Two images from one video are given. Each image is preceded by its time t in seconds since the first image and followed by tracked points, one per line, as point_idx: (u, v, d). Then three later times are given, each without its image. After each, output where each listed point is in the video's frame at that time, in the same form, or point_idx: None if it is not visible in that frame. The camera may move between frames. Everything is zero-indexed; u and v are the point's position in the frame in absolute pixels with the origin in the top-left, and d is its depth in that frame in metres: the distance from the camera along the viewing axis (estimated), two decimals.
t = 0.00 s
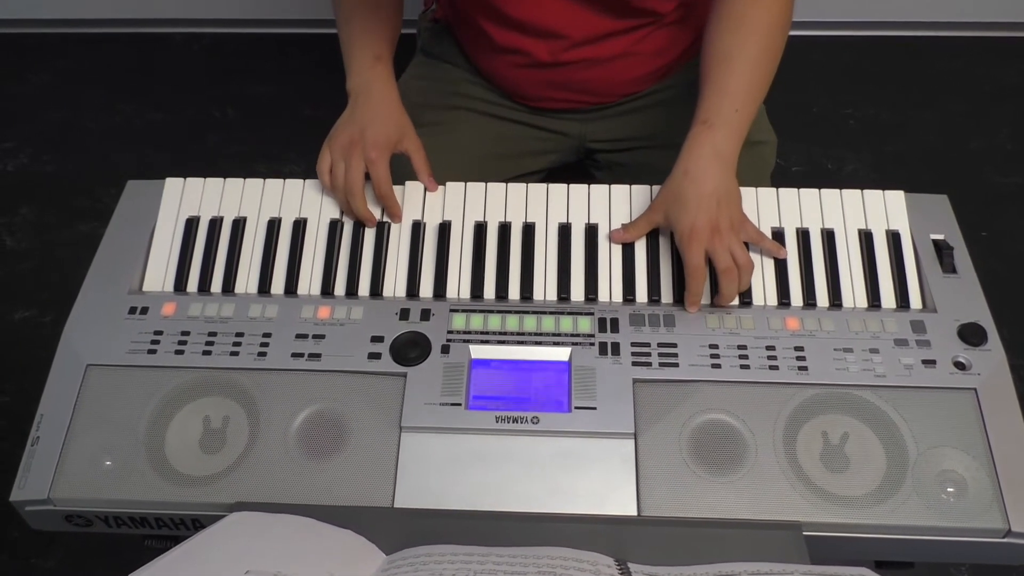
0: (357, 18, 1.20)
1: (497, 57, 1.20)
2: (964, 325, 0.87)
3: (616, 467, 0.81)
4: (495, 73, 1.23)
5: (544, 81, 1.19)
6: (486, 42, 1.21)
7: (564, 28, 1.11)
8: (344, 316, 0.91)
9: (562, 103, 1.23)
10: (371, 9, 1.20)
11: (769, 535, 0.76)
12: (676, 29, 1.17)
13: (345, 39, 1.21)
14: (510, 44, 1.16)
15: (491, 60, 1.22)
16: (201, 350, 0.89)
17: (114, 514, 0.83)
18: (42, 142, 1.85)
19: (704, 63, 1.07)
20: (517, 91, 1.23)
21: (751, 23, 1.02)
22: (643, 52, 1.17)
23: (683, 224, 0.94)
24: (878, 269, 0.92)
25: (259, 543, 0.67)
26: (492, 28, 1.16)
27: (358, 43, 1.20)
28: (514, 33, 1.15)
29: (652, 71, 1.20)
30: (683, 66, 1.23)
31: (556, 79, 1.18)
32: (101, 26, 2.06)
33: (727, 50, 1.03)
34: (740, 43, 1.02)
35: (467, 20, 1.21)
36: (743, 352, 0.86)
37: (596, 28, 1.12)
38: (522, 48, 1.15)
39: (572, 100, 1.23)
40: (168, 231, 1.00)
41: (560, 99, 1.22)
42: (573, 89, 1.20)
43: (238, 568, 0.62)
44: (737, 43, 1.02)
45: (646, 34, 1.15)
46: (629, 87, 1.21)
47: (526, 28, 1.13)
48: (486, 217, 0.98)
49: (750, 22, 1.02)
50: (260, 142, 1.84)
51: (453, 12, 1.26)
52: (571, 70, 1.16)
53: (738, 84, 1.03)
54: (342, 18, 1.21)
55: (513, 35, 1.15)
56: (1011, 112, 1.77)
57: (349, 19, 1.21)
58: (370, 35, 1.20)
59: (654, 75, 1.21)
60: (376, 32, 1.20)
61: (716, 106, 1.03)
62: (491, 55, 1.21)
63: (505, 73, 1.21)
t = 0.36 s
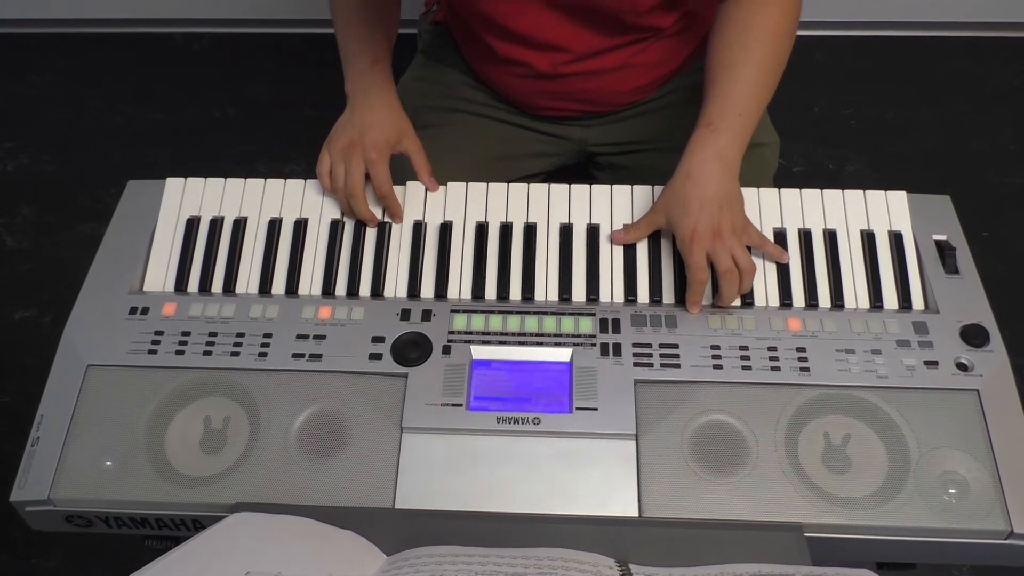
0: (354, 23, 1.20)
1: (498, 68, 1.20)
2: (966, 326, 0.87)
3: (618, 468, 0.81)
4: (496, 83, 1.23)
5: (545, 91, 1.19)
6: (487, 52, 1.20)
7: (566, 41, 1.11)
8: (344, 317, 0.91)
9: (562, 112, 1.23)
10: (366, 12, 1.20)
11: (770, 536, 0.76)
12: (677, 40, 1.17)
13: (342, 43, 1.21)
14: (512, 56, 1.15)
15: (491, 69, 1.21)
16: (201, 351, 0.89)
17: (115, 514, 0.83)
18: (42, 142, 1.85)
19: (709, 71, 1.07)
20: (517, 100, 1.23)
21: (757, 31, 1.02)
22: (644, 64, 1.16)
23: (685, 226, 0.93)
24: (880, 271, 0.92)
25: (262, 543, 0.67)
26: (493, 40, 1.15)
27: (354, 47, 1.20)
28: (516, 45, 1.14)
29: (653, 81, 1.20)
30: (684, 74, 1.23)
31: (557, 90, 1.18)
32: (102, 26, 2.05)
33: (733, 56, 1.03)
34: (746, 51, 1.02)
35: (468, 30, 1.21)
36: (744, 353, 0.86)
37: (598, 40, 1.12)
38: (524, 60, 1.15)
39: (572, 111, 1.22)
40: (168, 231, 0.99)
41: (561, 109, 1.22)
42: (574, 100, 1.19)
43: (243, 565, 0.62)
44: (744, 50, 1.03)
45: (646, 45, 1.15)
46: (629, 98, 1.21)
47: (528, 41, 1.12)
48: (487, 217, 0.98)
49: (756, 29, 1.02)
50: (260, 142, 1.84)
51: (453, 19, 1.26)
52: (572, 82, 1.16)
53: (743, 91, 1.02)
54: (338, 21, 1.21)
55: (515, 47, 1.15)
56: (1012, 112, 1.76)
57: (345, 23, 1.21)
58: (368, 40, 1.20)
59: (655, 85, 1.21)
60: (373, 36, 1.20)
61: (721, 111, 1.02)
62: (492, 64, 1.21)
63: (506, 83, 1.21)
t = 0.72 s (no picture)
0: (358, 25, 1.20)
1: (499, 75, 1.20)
2: (966, 329, 0.86)
3: (617, 470, 0.80)
4: (497, 88, 1.22)
5: (547, 99, 1.18)
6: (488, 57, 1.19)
7: (569, 51, 1.10)
8: (344, 319, 0.91)
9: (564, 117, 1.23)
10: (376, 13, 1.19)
11: (769, 539, 0.76)
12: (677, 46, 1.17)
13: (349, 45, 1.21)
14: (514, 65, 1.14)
15: (492, 76, 1.21)
16: (201, 353, 0.89)
17: (114, 517, 0.83)
18: (43, 143, 1.85)
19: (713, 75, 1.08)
20: (519, 105, 1.23)
21: (761, 37, 1.03)
22: (645, 71, 1.16)
23: (688, 225, 0.94)
24: (880, 273, 0.92)
25: (262, 545, 0.68)
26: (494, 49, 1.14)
27: (361, 48, 1.20)
28: (519, 54, 1.13)
29: (653, 87, 1.20)
30: (684, 78, 1.23)
31: (559, 98, 1.17)
32: (102, 27, 2.05)
33: (735, 61, 1.04)
34: (749, 55, 1.03)
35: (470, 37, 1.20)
36: (744, 355, 0.86)
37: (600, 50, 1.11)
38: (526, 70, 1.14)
39: (574, 116, 1.22)
40: (167, 234, 0.99)
41: (562, 115, 1.22)
42: (576, 106, 1.19)
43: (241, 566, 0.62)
44: (748, 56, 1.03)
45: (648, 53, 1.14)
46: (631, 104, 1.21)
47: (531, 51, 1.12)
48: (487, 219, 0.98)
49: (761, 35, 1.03)
50: (260, 143, 1.84)
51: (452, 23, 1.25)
52: (574, 90, 1.16)
53: (746, 95, 1.03)
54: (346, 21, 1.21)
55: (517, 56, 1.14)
56: (1013, 114, 1.76)
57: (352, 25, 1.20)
58: (371, 45, 1.19)
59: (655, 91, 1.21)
60: (382, 38, 1.20)
61: (725, 115, 1.03)
62: (493, 70, 1.20)
63: (507, 90, 1.21)
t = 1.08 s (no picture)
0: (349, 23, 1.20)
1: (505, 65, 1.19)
2: (967, 329, 0.86)
3: (617, 472, 0.80)
4: (501, 80, 1.22)
5: (553, 89, 1.18)
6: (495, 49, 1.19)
7: (577, 34, 1.10)
8: (344, 319, 0.90)
9: (567, 109, 1.22)
10: (364, 12, 1.20)
11: (769, 541, 0.75)
12: (685, 39, 1.18)
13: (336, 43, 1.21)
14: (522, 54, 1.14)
15: (498, 67, 1.20)
16: (200, 353, 0.88)
17: (113, 518, 0.83)
18: (43, 143, 1.85)
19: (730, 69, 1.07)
20: (523, 97, 1.22)
21: (780, 30, 1.02)
22: (652, 60, 1.16)
23: (702, 225, 0.93)
24: (881, 274, 0.92)
25: (261, 546, 0.67)
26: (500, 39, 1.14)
27: (348, 45, 1.19)
28: (528, 43, 1.13)
29: (658, 79, 1.20)
30: (689, 75, 1.23)
31: (565, 87, 1.17)
32: (102, 27, 2.05)
33: (753, 55, 1.03)
34: (766, 49, 1.02)
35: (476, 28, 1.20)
36: (745, 356, 0.86)
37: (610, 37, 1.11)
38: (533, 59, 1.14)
39: (578, 108, 1.22)
40: (167, 234, 0.99)
41: (566, 107, 1.21)
42: (581, 97, 1.19)
43: (240, 565, 0.62)
44: (765, 50, 1.02)
45: (656, 43, 1.14)
46: (635, 95, 1.20)
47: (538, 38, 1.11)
48: (486, 220, 0.98)
49: (778, 29, 1.02)
50: (260, 143, 1.84)
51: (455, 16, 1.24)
52: (580, 79, 1.15)
53: (764, 89, 1.01)
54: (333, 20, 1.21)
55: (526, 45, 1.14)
56: (1014, 115, 1.76)
57: (340, 23, 1.20)
58: (367, 41, 1.20)
59: (661, 83, 1.21)
60: (367, 35, 1.20)
61: (743, 110, 1.01)
62: (499, 62, 1.20)
63: (513, 81, 1.20)
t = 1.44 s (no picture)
0: (339, 18, 1.19)
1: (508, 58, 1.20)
2: (968, 331, 0.86)
3: (617, 474, 0.80)
4: (503, 74, 1.22)
5: (555, 82, 1.19)
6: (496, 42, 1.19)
7: (579, 23, 1.10)
8: (343, 320, 0.90)
9: (568, 103, 1.23)
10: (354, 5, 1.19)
11: (770, 543, 0.75)
12: (687, 28, 1.18)
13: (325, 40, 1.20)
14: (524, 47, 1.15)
15: (499, 61, 1.21)
16: (198, 354, 0.88)
17: (111, 519, 0.82)
18: (42, 143, 1.84)
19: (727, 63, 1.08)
20: (525, 91, 1.23)
21: (774, 23, 1.02)
22: (655, 50, 1.16)
23: (702, 219, 0.94)
24: (882, 275, 0.91)
25: (258, 547, 0.67)
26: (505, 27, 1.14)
27: (338, 39, 1.18)
28: (530, 36, 1.14)
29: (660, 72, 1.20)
30: (690, 70, 1.22)
31: (565, 78, 1.17)
32: (101, 26, 2.05)
33: (749, 49, 1.03)
34: (764, 42, 1.03)
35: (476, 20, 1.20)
36: (745, 358, 0.86)
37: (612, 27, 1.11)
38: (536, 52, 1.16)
39: (580, 101, 1.22)
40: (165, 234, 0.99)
41: (569, 100, 1.22)
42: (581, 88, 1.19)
43: (240, 566, 0.62)
44: (761, 43, 1.03)
45: (658, 32, 1.15)
46: (637, 88, 1.21)
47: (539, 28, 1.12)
48: (486, 220, 0.98)
49: (773, 21, 1.02)
50: (259, 142, 1.83)
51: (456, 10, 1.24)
52: (582, 71, 1.16)
53: (762, 82, 1.02)
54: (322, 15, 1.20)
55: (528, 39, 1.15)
56: (1014, 115, 1.76)
57: (330, 18, 1.19)
58: (363, 34, 1.19)
59: (663, 75, 1.21)
60: (356, 28, 1.19)
61: (741, 103, 1.02)
62: (501, 56, 1.20)
63: (515, 76, 1.21)
